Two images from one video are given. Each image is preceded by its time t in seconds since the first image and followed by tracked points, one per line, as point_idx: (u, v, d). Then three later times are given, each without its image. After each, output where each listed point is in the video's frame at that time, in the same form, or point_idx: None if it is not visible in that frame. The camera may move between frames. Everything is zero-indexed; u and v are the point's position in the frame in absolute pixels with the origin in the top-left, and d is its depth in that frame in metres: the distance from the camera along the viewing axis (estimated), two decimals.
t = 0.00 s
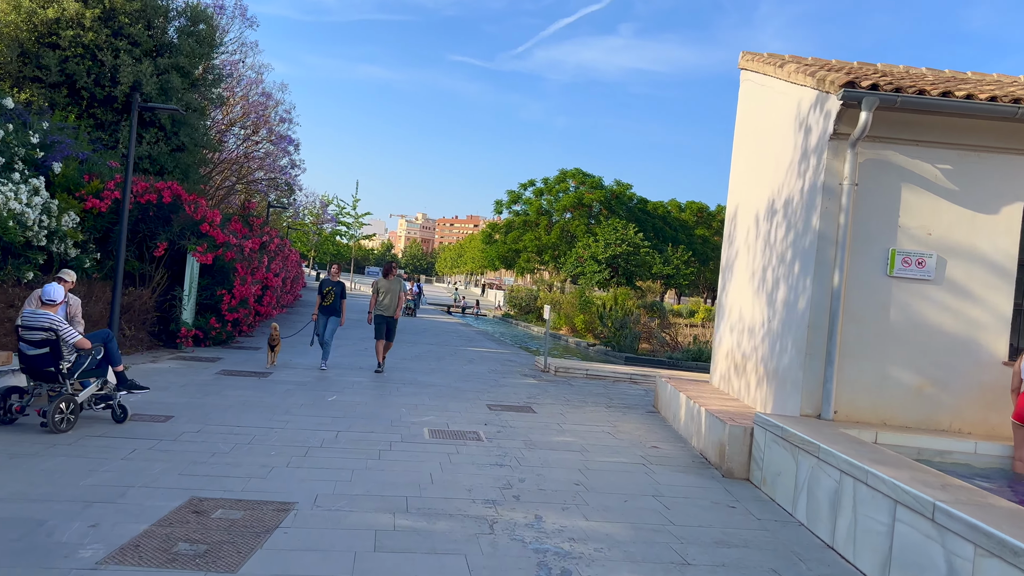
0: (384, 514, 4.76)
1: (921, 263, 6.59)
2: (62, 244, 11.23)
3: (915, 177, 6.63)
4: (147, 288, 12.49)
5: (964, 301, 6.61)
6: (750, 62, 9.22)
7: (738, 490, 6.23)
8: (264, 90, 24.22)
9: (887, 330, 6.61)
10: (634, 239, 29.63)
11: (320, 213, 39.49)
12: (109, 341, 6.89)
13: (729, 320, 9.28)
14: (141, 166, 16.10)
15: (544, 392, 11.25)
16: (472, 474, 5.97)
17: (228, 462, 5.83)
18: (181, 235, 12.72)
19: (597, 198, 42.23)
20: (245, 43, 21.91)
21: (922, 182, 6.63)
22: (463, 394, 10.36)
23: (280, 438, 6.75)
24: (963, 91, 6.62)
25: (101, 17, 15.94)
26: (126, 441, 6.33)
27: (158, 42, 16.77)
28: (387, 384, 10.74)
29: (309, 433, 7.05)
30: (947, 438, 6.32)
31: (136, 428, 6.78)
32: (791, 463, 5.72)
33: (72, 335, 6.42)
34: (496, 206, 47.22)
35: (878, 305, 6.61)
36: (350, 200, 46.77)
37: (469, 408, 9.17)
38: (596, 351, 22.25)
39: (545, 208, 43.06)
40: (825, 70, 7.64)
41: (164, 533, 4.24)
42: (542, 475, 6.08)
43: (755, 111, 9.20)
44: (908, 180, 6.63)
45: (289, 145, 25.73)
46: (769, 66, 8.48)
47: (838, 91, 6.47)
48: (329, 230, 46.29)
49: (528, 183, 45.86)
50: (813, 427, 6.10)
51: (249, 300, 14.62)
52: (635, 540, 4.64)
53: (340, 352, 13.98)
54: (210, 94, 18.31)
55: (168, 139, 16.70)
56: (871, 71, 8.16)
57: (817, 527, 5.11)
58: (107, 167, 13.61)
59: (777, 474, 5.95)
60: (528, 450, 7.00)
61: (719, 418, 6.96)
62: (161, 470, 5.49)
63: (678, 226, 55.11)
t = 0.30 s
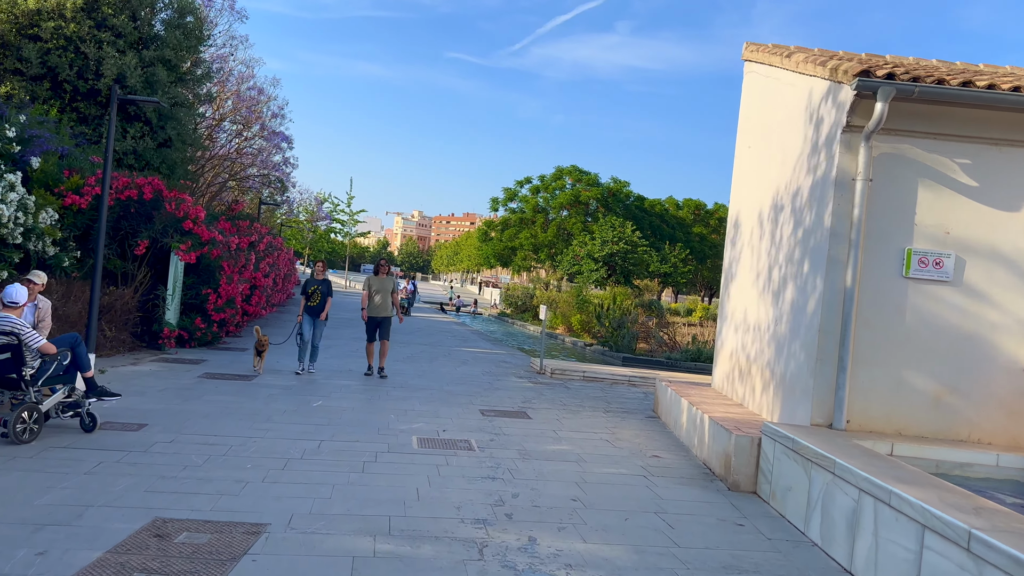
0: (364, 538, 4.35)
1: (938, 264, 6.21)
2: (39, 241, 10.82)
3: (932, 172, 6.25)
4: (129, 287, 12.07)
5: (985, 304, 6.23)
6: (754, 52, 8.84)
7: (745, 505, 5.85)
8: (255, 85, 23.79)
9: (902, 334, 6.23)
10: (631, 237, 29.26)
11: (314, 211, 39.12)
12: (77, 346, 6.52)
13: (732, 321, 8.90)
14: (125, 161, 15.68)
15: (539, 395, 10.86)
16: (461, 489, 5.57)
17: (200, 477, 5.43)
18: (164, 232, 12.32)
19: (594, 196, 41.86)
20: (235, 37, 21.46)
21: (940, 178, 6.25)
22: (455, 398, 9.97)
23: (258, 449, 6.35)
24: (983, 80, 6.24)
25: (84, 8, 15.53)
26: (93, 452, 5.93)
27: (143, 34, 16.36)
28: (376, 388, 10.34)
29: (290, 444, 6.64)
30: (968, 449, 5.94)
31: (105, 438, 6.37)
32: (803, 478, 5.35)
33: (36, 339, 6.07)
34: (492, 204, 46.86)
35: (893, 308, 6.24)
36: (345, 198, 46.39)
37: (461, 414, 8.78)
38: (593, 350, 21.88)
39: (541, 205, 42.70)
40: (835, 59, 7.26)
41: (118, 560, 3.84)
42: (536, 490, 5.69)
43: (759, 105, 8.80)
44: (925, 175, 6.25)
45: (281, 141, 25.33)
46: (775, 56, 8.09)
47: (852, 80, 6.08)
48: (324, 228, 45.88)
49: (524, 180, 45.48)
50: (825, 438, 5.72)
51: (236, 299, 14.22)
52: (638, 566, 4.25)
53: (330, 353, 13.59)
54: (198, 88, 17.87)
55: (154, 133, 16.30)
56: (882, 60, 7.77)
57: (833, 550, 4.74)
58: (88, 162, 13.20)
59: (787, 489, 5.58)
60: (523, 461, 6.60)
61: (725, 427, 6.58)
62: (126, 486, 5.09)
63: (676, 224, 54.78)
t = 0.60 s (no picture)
0: (329, 555, 3.97)
1: (950, 257, 5.85)
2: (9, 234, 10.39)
3: (943, 159, 5.89)
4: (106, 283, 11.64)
5: (999, 299, 5.87)
6: (753, 37, 8.46)
7: (745, 515, 5.48)
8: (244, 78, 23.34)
9: (911, 331, 5.87)
10: (625, 234, 28.89)
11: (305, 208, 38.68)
12: (34, 343, 6.12)
13: (730, 319, 8.53)
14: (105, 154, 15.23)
15: (529, 395, 10.48)
16: (441, 497, 5.19)
17: (158, 485, 5.03)
18: (142, 226, 11.90)
19: (588, 193, 41.52)
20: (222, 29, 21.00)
21: (952, 166, 5.88)
22: (441, 398, 9.58)
23: (226, 454, 5.95)
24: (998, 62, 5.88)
25: None
26: (48, 457, 5.52)
27: (125, 24, 15.91)
28: (360, 387, 9.94)
29: (261, 448, 6.24)
30: (982, 454, 5.59)
31: (63, 442, 5.96)
32: (808, 486, 4.98)
33: None
34: (486, 201, 46.48)
35: (901, 304, 5.88)
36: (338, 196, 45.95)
37: (447, 415, 8.40)
38: (587, 349, 21.52)
39: (535, 203, 42.32)
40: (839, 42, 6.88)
41: None
42: (521, 498, 5.31)
43: (757, 94, 8.43)
44: (936, 163, 5.88)
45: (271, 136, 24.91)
46: (775, 40, 7.71)
47: (859, 61, 5.71)
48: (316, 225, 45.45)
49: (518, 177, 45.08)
50: (831, 443, 5.35)
51: (218, 296, 13.81)
52: None
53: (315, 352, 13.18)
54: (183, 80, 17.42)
55: (136, 125, 15.85)
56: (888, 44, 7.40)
57: (842, 565, 4.38)
58: (65, 154, 12.77)
59: (791, 497, 5.21)
60: (509, 466, 6.22)
61: (724, 430, 6.20)
62: (76, 496, 4.69)
63: (671, 222, 54.46)
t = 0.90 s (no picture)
0: None
1: (965, 257, 5.49)
2: None
3: (959, 153, 5.52)
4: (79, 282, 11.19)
5: (1017, 300, 5.50)
6: (753, 26, 8.07)
7: (748, 533, 5.10)
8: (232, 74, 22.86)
9: (924, 336, 5.50)
10: (619, 233, 28.52)
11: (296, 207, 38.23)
12: None
13: (728, 322, 8.16)
14: (83, 149, 14.76)
15: (520, 400, 10.09)
16: (420, 516, 4.79)
17: (111, 504, 4.62)
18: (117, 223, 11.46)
19: (581, 192, 41.14)
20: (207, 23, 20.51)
21: (967, 159, 5.52)
22: (427, 403, 9.18)
23: (191, 469, 5.53)
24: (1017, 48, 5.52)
25: None
26: None
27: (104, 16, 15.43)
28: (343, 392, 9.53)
29: (230, 460, 5.83)
30: (1000, 467, 5.22)
31: (16, 454, 5.54)
32: (816, 504, 4.61)
33: None
34: (479, 200, 46.08)
35: (914, 306, 5.51)
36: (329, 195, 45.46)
37: (432, 422, 7.99)
38: (580, 350, 21.14)
39: (529, 202, 41.93)
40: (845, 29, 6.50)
41: None
42: (507, 517, 4.92)
43: (757, 87, 8.06)
44: (951, 156, 5.52)
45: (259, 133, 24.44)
46: (778, 28, 7.32)
47: (871, 47, 5.34)
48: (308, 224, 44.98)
49: (511, 176, 44.69)
50: (841, 457, 4.98)
51: (199, 296, 13.38)
52: None
53: (298, 354, 12.75)
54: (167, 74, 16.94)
55: (116, 120, 15.39)
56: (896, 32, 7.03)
57: None
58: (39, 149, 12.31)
59: (798, 515, 4.83)
60: (495, 479, 5.82)
61: (724, 441, 5.83)
62: (18, 517, 4.28)
63: (665, 221, 54.14)
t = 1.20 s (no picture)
0: None
1: (985, 255, 5.13)
2: None
3: (978, 143, 5.16)
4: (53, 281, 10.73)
5: None
6: (755, 13, 7.70)
7: (754, 552, 4.73)
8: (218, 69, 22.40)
9: (940, 339, 5.14)
10: (613, 232, 28.18)
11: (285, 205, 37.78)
12: None
13: (728, 323, 7.80)
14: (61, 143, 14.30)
15: (511, 404, 9.71)
16: (399, 536, 4.40)
17: (60, 523, 4.22)
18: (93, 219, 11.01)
19: (574, 191, 40.82)
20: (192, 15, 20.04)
21: (987, 150, 5.16)
22: (413, 408, 8.79)
23: (153, 482, 5.13)
24: None
25: None
26: None
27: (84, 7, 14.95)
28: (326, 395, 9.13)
29: (197, 472, 5.42)
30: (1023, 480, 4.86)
31: None
32: (830, 522, 4.24)
33: None
34: (472, 199, 45.70)
35: (930, 307, 5.15)
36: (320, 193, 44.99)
37: (418, 428, 7.60)
38: (573, 351, 20.78)
39: (522, 201, 41.58)
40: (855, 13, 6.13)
41: None
42: (494, 535, 4.53)
43: (759, 77, 7.70)
44: (970, 147, 5.16)
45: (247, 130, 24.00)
46: (782, 14, 6.96)
47: (886, 29, 4.97)
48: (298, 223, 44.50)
49: (504, 175, 44.33)
50: (855, 470, 4.61)
51: (180, 295, 12.95)
52: None
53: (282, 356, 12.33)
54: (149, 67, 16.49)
55: (95, 114, 14.92)
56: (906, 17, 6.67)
57: None
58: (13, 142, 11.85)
59: (808, 533, 4.47)
60: (482, 492, 5.44)
61: (727, 452, 5.45)
62: None
63: (658, 221, 53.86)
